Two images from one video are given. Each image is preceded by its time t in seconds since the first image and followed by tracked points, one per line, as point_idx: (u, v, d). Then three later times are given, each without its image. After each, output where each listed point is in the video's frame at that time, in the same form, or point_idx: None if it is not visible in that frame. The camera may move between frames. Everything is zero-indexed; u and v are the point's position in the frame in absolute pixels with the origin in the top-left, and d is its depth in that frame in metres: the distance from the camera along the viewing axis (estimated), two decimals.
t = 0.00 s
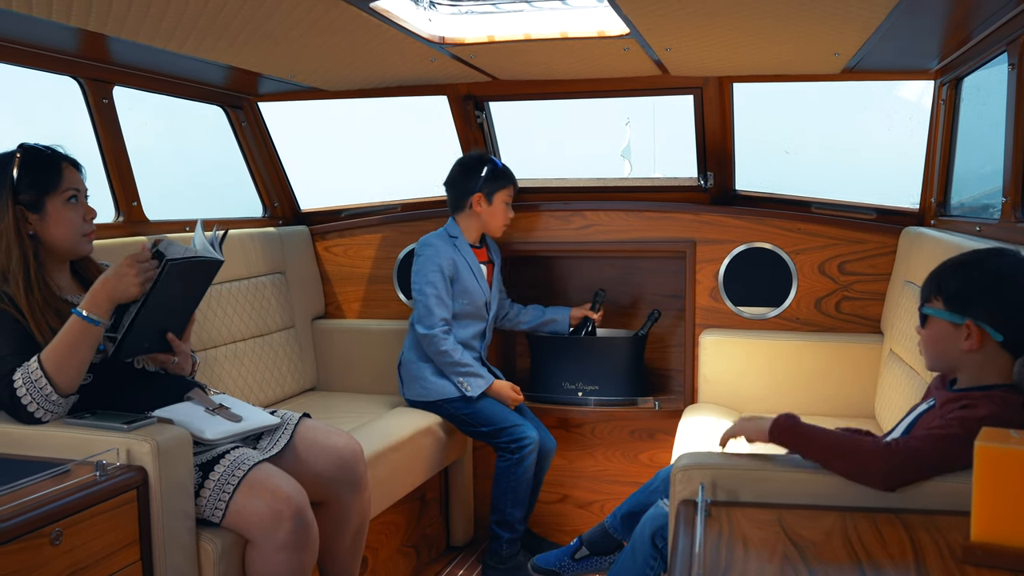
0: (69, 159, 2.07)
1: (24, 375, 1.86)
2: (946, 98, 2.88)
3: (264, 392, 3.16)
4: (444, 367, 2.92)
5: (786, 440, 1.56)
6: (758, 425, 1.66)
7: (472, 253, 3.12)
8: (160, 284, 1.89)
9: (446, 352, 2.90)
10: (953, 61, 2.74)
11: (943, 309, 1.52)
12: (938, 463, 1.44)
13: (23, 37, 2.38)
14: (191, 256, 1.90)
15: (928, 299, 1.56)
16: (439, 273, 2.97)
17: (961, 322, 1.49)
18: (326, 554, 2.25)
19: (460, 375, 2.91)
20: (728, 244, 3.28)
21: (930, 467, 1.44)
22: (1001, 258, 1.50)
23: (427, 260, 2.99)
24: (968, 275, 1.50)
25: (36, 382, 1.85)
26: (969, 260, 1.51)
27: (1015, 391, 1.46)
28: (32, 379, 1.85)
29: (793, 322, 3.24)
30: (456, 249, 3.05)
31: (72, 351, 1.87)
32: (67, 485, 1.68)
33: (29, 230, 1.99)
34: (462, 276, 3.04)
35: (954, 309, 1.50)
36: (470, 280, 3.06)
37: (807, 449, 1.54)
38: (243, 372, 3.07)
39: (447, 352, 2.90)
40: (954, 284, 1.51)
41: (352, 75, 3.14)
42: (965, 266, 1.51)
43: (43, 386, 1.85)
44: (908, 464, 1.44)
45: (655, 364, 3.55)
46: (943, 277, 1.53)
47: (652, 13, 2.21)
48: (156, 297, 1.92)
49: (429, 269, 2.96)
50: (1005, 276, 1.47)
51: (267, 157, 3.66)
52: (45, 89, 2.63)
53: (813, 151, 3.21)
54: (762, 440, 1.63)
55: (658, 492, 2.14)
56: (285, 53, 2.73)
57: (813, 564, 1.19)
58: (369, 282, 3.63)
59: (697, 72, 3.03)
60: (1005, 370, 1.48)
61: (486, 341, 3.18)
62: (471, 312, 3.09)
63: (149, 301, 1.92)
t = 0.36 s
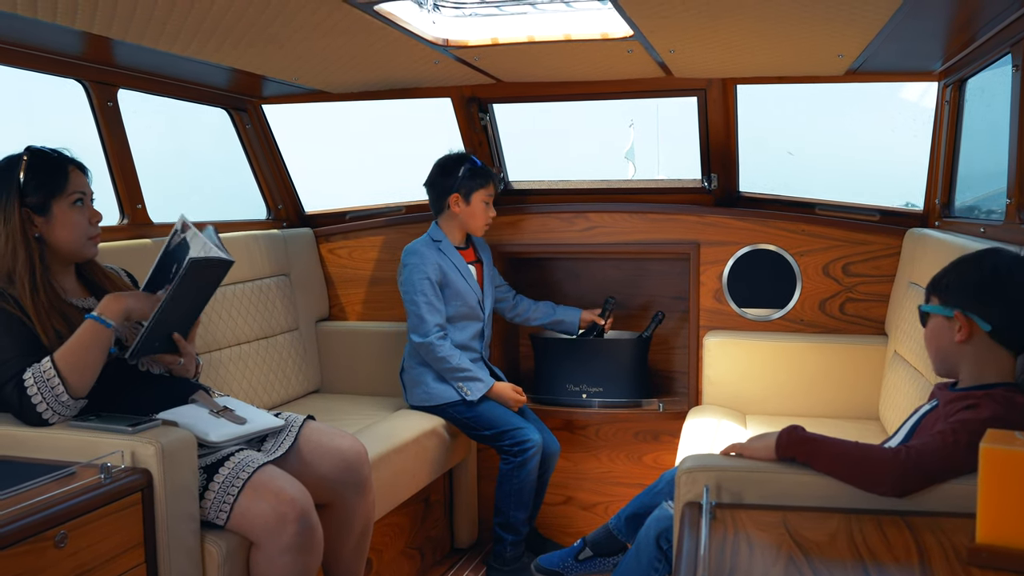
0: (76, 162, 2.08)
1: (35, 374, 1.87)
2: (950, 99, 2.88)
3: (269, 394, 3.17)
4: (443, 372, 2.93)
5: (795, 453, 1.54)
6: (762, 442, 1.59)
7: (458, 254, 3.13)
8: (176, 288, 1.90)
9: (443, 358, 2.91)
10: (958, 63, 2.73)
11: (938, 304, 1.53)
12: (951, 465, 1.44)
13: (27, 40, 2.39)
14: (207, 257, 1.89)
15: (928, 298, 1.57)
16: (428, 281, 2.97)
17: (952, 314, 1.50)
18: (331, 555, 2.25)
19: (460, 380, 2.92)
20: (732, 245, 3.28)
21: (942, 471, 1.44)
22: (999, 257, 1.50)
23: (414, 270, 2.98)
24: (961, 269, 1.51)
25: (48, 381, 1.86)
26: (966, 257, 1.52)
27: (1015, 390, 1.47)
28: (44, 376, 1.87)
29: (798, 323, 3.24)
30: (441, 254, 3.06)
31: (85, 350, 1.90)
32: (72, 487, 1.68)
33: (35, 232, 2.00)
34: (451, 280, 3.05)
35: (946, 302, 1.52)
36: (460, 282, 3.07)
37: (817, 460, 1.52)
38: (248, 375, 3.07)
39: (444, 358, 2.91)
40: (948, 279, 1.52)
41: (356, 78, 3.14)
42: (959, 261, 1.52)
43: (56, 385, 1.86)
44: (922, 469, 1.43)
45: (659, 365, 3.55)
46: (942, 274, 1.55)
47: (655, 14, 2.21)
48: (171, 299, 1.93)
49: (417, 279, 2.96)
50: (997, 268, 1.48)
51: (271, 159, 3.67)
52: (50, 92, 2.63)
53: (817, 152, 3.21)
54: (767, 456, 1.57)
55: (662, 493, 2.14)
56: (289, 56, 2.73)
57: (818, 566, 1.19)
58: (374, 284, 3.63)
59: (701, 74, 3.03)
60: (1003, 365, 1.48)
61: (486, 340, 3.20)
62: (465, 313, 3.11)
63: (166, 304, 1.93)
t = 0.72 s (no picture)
0: (81, 161, 2.08)
1: (38, 369, 1.87)
2: (950, 98, 2.88)
3: (269, 391, 3.16)
4: (442, 371, 2.93)
5: (795, 452, 1.54)
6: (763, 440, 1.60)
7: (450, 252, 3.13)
8: (165, 274, 1.88)
9: (441, 357, 2.91)
10: (958, 61, 2.73)
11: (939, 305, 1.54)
12: (950, 463, 1.44)
13: (28, 38, 2.39)
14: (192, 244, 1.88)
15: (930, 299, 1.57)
16: (422, 282, 2.98)
17: (954, 316, 1.50)
18: (331, 553, 2.25)
19: (458, 378, 2.92)
20: (732, 244, 3.28)
21: (941, 469, 1.44)
22: (1000, 256, 1.50)
23: (407, 271, 2.99)
24: (961, 269, 1.51)
25: (52, 376, 1.87)
26: (966, 257, 1.52)
27: (1015, 390, 1.47)
28: (47, 371, 1.87)
29: (798, 322, 3.24)
30: (433, 254, 3.06)
31: (88, 347, 1.92)
32: (72, 485, 1.68)
33: (39, 229, 2.00)
34: (444, 279, 3.05)
35: (947, 304, 1.52)
36: (454, 281, 3.07)
37: (817, 459, 1.52)
38: (248, 372, 3.07)
39: (442, 357, 2.91)
40: (950, 280, 1.52)
41: (357, 76, 3.14)
42: (959, 261, 1.52)
43: (59, 381, 1.87)
44: (921, 468, 1.43)
45: (660, 364, 3.55)
46: (944, 275, 1.55)
47: (656, 13, 2.20)
48: (162, 285, 1.90)
49: (410, 280, 2.97)
50: (998, 269, 1.47)
51: (271, 158, 3.68)
52: (51, 90, 2.63)
53: (818, 150, 3.21)
54: (767, 454, 1.58)
55: (662, 491, 2.14)
56: (289, 54, 2.74)
57: (818, 564, 1.19)
58: (374, 282, 3.63)
59: (701, 72, 3.03)
60: (1004, 366, 1.48)
61: (484, 336, 3.20)
62: (461, 311, 3.11)
63: (156, 287, 1.89)
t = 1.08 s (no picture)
0: (82, 162, 2.08)
1: (34, 368, 1.88)
2: (948, 99, 2.88)
3: (266, 391, 3.16)
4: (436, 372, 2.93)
5: (792, 452, 1.54)
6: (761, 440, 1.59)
7: (442, 252, 3.13)
8: (157, 268, 1.85)
9: (436, 357, 2.91)
10: (955, 63, 2.73)
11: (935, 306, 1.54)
12: (949, 465, 1.44)
13: (25, 37, 2.39)
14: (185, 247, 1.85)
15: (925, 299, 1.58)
16: (415, 282, 2.98)
17: (949, 317, 1.51)
18: (327, 553, 2.25)
19: (453, 379, 2.93)
20: (729, 245, 3.28)
21: (940, 471, 1.44)
22: (997, 257, 1.51)
23: (400, 272, 2.99)
24: (957, 269, 1.51)
25: (48, 376, 1.87)
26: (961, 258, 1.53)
27: (1012, 390, 1.47)
28: (42, 370, 1.87)
29: (795, 323, 3.24)
30: (425, 254, 3.06)
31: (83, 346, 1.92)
32: (68, 484, 1.68)
33: (38, 229, 2.00)
34: (437, 279, 3.05)
35: (943, 304, 1.52)
36: (446, 280, 3.07)
37: (814, 459, 1.52)
38: (245, 372, 3.07)
39: (436, 357, 2.91)
40: (946, 280, 1.53)
41: (354, 76, 3.14)
42: (954, 261, 1.53)
43: (55, 381, 1.87)
44: (920, 471, 1.43)
45: (657, 365, 3.55)
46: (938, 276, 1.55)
47: (653, 14, 2.21)
48: (154, 276, 1.87)
49: (402, 281, 2.97)
50: (994, 268, 1.48)
51: (269, 158, 3.68)
52: (48, 89, 2.63)
53: (816, 152, 3.21)
54: (765, 454, 1.58)
55: (659, 491, 2.13)
56: (287, 54, 2.73)
57: (813, 564, 1.19)
58: (371, 282, 3.63)
59: (699, 74, 3.03)
60: (1000, 367, 1.49)
61: (479, 335, 3.20)
62: (454, 310, 3.11)
63: (149, 276, 1.87)
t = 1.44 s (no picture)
0: (81, 160, 2.08)
1: (25, 370, 1.87)
2: (949, 95, 2.87)
3: (266, 388, 3.16)
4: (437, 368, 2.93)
5: (792, 448, 1.54)
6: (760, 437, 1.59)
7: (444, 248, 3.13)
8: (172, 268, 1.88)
9: (437, 353, 2.91)
10: (957, 58, 2.72)
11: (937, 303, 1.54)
12: (949, 461, 1.44)
13: (26, 33, 2.39)
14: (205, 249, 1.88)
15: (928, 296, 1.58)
16: (417, 278, 2.98)
17: (951, 314, 1.51)
18: (328, 549, 2.24)
19: (453, 375, 2.93)
20: (730, 241, 3.27)
21: (940, 467, 1.44)
22: (1000, 253, 1.50)
23: (401, 267, 2.99)
24: (960, 267, 1.51)
25: (38, 379, 1.86)
26: (964, 254, 1.53)
27: (1014, 386, 1.46)
28: (32, 373, 1.86)
29: (796, 319, 3.24)
30: (426, 250, 3.06)
31: (72, 345, 1.88)
32: (68, 480, 1.68)
33: (34, 226, 2.00)
34: (438, 274, 3.05)
35: (945, 302, 1.52)
36: (448, 276, 3.07)
37: (814, 455, 1.52)
38: (246, 369, 3.07)
39: (438, 353, 2.91)
40: (950, 277, 1.52)
41: (355, 72, 3.14)
42: (957, 259, 1.52)
43: (46, 383, 1.87)
44: (920, 467, 1.43)
45: (658, 361, 3.55)
46: (941, 273, 1.55)
47: (654, 10, 2.21)
48: (169, 281, 1.90)
49: (403, 276, 2.97)
50: (998, 267, 1.47)
51: (269, 154, 3.68)
52: (49, 85, 2.63)
53: (818, 147, 3.21)
54: (766, 451, 1.58)
55: (660, 488, 2.13)
56: (287, 49, 2.73)
57: (814, 560, 1.19)
58: (371, 278, 3.63)
59: (701, 69, 3.03)
60: (1002, 365, 1.48)
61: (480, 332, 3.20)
62: (455, 306, 3.10)
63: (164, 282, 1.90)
